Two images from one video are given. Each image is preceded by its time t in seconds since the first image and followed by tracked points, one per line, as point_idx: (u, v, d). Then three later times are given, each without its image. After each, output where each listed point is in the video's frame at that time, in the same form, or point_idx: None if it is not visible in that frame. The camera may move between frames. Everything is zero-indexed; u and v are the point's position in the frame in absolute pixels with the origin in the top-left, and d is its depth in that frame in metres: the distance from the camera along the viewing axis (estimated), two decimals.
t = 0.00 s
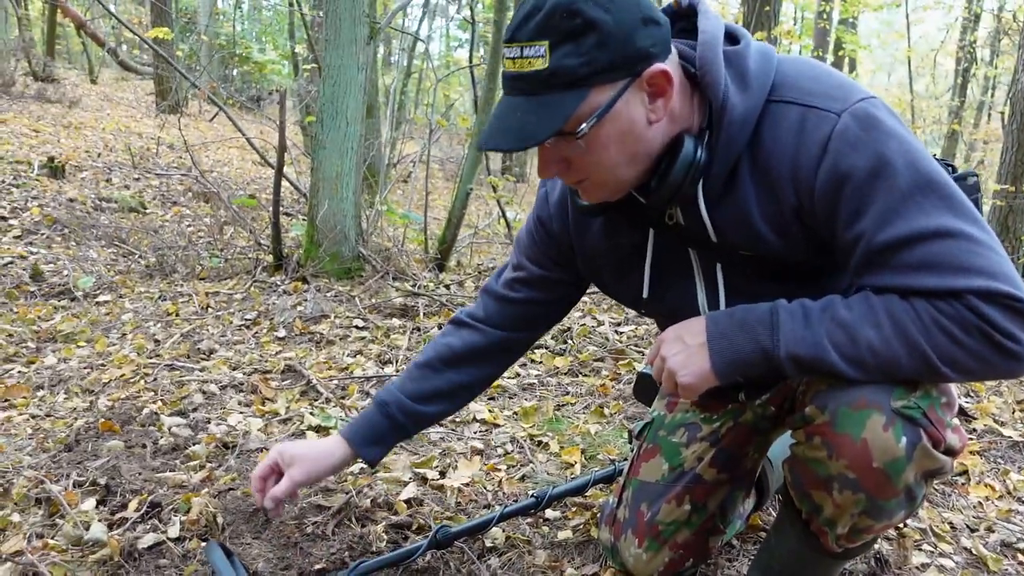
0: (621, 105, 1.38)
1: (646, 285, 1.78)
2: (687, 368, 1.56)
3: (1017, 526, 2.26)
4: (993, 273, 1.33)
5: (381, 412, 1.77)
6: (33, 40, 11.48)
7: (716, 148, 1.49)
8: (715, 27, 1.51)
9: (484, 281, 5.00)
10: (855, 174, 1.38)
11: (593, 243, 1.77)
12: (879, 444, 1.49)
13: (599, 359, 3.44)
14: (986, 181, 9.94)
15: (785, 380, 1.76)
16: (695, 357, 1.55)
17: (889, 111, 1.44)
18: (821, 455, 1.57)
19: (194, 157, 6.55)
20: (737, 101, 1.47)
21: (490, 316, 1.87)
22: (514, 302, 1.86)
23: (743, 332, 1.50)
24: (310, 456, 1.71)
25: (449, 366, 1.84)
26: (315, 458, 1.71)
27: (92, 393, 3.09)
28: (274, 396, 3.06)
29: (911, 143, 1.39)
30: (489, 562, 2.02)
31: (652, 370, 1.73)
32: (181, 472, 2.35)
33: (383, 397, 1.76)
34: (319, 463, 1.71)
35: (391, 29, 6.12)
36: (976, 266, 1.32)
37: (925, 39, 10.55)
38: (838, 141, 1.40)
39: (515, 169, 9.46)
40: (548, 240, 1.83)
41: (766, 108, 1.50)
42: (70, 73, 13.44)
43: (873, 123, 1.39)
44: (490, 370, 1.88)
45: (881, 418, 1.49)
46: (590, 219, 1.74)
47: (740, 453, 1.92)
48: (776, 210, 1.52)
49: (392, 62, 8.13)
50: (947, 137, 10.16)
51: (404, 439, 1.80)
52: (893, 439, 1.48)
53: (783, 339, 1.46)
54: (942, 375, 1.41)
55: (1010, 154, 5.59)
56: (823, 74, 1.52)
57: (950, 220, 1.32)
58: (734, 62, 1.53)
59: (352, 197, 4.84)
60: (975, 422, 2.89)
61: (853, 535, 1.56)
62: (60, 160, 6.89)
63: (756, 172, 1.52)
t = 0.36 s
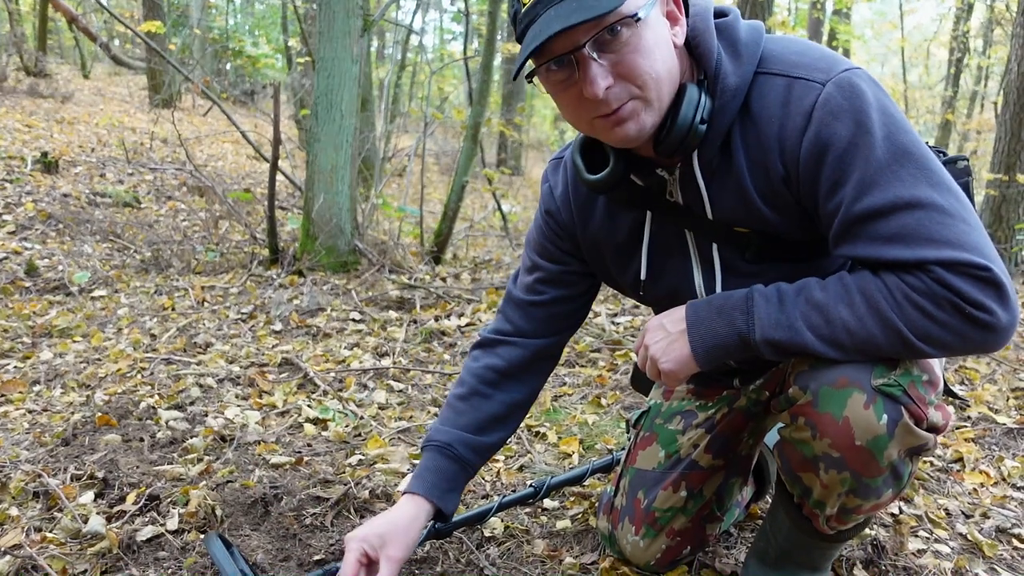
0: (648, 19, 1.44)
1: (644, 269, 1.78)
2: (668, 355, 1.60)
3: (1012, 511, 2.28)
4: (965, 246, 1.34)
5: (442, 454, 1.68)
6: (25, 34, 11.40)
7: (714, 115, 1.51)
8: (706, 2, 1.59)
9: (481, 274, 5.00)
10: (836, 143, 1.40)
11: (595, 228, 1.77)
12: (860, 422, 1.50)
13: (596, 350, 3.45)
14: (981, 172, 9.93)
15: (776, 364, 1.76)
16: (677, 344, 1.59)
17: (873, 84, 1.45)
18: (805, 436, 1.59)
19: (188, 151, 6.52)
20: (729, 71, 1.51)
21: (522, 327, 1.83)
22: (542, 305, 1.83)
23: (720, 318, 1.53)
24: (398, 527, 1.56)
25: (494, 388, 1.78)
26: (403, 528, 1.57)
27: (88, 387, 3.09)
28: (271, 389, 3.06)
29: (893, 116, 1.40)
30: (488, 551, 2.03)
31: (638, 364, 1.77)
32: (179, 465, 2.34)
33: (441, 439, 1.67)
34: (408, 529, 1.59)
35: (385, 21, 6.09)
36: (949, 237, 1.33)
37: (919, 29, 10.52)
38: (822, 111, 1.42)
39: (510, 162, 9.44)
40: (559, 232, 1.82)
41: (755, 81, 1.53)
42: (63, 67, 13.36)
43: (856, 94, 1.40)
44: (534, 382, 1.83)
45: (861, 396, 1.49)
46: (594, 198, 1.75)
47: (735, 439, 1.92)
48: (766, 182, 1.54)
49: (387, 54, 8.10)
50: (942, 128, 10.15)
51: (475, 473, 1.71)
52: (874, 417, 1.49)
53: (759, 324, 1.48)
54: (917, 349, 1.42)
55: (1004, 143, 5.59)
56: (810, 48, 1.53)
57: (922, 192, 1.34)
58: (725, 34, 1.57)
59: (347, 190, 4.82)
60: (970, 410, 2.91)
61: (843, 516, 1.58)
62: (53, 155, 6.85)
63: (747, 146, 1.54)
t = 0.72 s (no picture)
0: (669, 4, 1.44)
1: (660, 259, 1.76)
2: (684, 357, 1.60)
3: None
4: (988, 240, 1.32)
5: (396, 388, 1.78)
6: (44, 36, 11.54)
7: (738, 104, 1.50)
8: None
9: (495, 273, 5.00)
10: (858, 135, 1.38)
11: (612, 217, 1.77)
12: (881, 423, 1.48)
13: (611, 349, 3.44)
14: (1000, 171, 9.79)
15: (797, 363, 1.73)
16: (693, 345, 1.58)
17: (899, 75, 1.43)
18: (825, 436, 1.57)
19: (204, 151, 6.57)
20: (754, 62, 1.51)
21: (510, 296, 1.87)
22: (532, 280, 1.87)
23: (738, 318, 1.52)
24: (328, 430, 1.73)
25: (465, 344, 1.83)
26: (333, 432, 1.73)
27: (107, 384, 3.12)
28: (287, 386, 3.08)
29: (917, 109, 1.38)
30: (504, 550, 2.03)
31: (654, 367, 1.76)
32: (196, 462, 2.36)
33: (399, 374, 1.76)
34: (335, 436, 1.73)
35: (399, 21, 6.10)
36: (972, 231, 1.32)
37: (936, 28, 10.39)
38: (845, 103, 1.41)
39: (524, 162, 9.44)
40: (566, 216, 1.84)
41: (779, 72, 1.52)
42: (81, 68, 13.51)
43: (881, 86, 1.39)
44: (507, 348, 1.87)
45: (882, 396, 1.48)
46: (612, 186, 1.75)
47: (754, 440, 1.90)
48: (786, 175, 1.53)
49: (401, 55, 8.12)
50: (959, 127, 10.02)
51: (422, 415, 1.81)
52: (895, 417, 1.47)
53: (776, 323, 1.48)
54: (938, 346, 1.40)
55: None
56: (835, 40, 1.52)
57: (945, 185, 1.32)
58: (750, 24, 1.56)
59: (362, 189, 4.84)
60: (991, 411, 2.87)
61: (864, 517, 1.57)
62: (72, 155, 6.93)
63: (768, 138, 1.52)
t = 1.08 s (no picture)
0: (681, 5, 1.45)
1: (679, 258, 1.76)
2: (678, 370, 1.65)
3: None
4: (981, 237, 1.31)
5: (476, 440, 1.66)
6: (62, 40, 11.66)
7: (752, 98, 1.50)
8: None
9: (508, 276, 5.00)
10: (863, 123, 1.38)
11: (635, 218, 1.77)
12: (870, 431, 1.48)
13: (624, 352, 3.43)
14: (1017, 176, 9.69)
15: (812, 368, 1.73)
16: (685, 359, 1.64)
17: (913, 67, 1.42)
18: (819, 443, 1.58)
19: (219, 153, 6.61)
20: (768, 55, 1.50)
21: (562, 315, 1.83)
22: (581, 293, 1.84)
23: (727, 329, 1.55)
24: (426, 507, 1.54)
25: (530, 376, 1.77)
26: (429, 507, 1.55)
27: (124, 384, 3.14)
28: (301, 387, 3.09)
29: (926, 101, 1.37)
30: (518, 553, 2.03)
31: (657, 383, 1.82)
32: (212, 461, 2.37)
33: (475, 424, 1.66)
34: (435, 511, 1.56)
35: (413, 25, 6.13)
36: (965, 226, 1.31)
37: (953, 31, 10.31)
38: (853, 92, 1.40)
39: (536, 165, 9.45)
40: (598, 222, 1.83)
41: (794, 64, 1.51)
42: (97, 72, 13.65)
43: (890, 76, 1.38)
44: (571, 371, 1.82)
45: (871, 404, 1.47)
46: (634, 186, 1.75)
47: (770, 447, 1.87)
48: (797, 166, 1.52)
49: (414, 58, 8.14)
50: (976, 131, 9.93)
51: (511, 461, 1.70)
52: (884, 426, 1.47)
53: (764, 331, 1.49)
54: (928, 345, 1.39)
55: None
56: (852, 33, 1.51)
57: (941, 177, 1.31)
58: (765, 20, 1.56)
59: (375, 192, 4.85)
60: (1010, 418, 2.84)
61: (868, 524, 1.55)
62: (89, 157, 7.00)
63: (779, 130, 1.52)
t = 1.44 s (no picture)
0: (677, 45, 1.39)
1: (690, 244, 1.76)
2: (686, 369, 1.59)
3: None
4: (996, 231, 1.31)
5: (437, 383, 1.75)
6: (82, 31, 11.76)
7: (768, 87, 1.49)
8: None
9: (522, 269, 5.00)
10: (882, 113, 1.38)
11: (647, 202, 1.77)
12: (880, 429, 1.47)
13: (639, 347, 3.43)
14: None
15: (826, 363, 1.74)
16: (694, 357, 1.59)
17: (936, 57, 1.41)
18: (829, 441, 1.57)
19: (236, 144, 6.65)
20: (789, 44, 1.48)
21: (550, 285, 1.88)
22: (573, 267, 1.88)
23: (736, 327, 1.52)
24: (366, 421, 1.71)
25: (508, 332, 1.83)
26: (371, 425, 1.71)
27: (141, 371, 3.18)
28: (316, 376, 3.11)
29: (948, 92, 1.36)
30: (532, 543, 2.03)
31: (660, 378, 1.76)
32: (228, 449, 2.39)
33: (438, 366, 1.74)
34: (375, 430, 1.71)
35: (430, 17, 6.12)
36: (980, 220, 1.31)
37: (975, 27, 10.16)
38: (874, 81, 1.40)
39: (552, 159, 9.43)
40: (604, 202, 1.85)
41: (816, 53, 1.50)
42: (117, 63, 13.76)
43: (913, 66, 1.38)
44: (550, 340, 1.87)
45: (882, 403, 1.46)
46: (647, 173, 1.76)
47: (783, 442, 1.87)
48: (814, 157, 1.51)
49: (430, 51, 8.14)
50: (998, 129, 9.79)
51: (463, 408, 1.78)
52: (895, 424, 1.46)
53: (774, 329, 1.48)
54: (940, 341, 1.39)
55: None
56: (875, 22, 1.50)
57: (958, 170, 1.31)
58: (788, 10, 1.53)
59: (391, 184, 4.86)
60: None
61: (881, 521, 1.55)
62: (108, 147, 7.06)
63: (798, 120, 1.51)
